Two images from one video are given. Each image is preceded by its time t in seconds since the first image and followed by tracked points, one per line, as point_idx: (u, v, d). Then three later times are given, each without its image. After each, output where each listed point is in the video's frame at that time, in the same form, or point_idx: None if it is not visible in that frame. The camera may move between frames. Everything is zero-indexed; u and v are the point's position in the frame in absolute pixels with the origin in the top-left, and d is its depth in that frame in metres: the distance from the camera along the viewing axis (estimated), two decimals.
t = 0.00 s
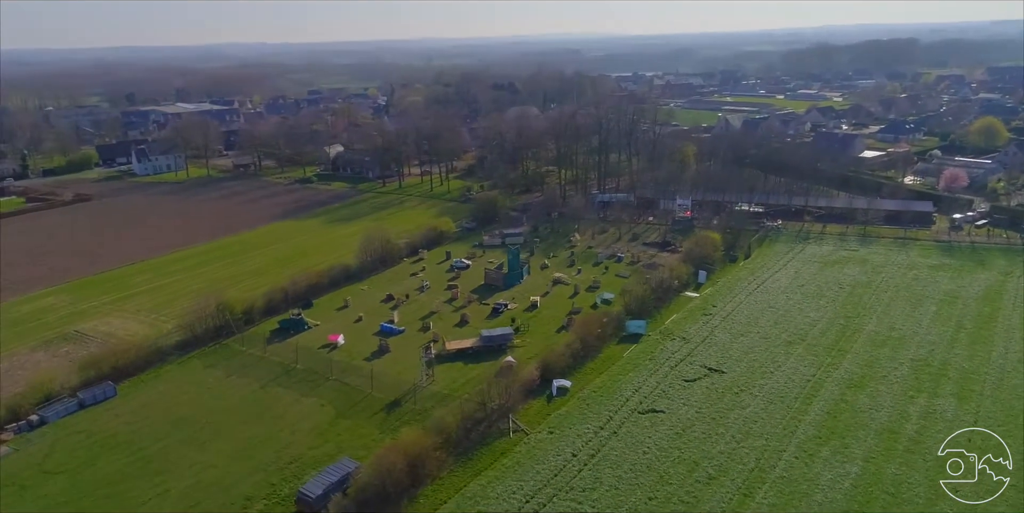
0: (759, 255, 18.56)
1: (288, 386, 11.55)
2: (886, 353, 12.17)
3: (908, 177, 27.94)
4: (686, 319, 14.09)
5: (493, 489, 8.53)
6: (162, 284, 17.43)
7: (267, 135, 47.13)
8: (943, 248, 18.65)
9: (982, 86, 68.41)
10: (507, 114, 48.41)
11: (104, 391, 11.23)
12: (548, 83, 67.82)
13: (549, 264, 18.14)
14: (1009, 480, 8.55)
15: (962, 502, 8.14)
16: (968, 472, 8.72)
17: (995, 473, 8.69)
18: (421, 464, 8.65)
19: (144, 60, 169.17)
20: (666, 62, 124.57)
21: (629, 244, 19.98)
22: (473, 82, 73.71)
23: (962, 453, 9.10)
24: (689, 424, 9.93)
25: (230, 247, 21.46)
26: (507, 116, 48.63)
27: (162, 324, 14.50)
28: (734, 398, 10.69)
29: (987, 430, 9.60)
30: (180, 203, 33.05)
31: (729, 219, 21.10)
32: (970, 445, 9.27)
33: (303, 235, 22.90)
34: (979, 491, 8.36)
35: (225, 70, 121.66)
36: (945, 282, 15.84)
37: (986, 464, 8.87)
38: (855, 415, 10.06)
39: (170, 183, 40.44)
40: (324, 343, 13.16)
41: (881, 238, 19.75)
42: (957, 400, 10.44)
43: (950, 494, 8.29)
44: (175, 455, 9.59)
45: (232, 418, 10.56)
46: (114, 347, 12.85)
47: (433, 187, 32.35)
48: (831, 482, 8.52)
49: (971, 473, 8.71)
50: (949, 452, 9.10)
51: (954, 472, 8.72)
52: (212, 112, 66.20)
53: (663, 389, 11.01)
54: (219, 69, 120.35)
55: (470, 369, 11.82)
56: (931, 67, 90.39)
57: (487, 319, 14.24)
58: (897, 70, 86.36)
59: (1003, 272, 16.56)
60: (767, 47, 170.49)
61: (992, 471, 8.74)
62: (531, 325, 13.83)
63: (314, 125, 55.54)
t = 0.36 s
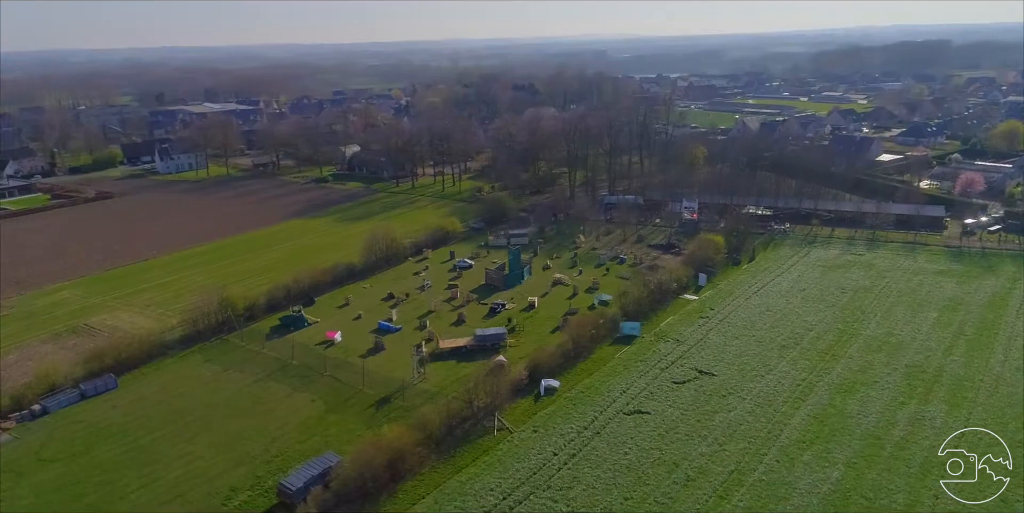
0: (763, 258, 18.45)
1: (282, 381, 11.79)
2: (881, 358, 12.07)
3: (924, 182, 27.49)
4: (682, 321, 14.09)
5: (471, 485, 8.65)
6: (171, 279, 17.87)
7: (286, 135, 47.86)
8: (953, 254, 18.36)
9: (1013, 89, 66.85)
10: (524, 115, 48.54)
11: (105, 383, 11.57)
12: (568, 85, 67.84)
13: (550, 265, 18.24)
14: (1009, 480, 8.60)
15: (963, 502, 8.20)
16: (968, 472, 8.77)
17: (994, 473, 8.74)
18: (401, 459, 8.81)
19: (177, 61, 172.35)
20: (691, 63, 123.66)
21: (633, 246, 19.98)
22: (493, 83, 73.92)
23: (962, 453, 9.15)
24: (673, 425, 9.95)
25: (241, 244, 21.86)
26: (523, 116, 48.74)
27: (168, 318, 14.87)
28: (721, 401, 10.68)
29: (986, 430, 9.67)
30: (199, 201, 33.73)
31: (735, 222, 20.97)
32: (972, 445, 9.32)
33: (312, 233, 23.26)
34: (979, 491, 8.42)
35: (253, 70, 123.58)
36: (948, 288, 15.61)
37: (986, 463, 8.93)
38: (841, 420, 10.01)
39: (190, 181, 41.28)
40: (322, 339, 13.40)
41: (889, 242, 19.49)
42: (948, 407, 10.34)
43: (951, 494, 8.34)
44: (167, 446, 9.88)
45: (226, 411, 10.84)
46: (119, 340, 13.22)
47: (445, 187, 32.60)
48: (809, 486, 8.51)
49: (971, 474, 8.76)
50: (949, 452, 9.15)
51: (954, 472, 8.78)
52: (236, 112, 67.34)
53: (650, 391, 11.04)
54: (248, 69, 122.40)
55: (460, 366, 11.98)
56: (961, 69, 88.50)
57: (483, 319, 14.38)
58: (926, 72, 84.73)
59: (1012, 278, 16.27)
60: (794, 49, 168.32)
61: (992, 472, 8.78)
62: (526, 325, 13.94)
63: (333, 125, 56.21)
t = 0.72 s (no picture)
0: (767, 262, 18.32)
1: (276, 376, 12.03)
2: (874, 364, 11.95)
3: (940, 186, 26.98)
4: (678, 324, 14.06)
5: (449, 482, 8.76)
6: (180, 275, 18.30)
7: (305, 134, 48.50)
8: (962, 259, 18.04)
9: None
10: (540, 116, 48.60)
11: (105, 375, 12.02)
12: (587, 88, 67.75)
13: (552, 265, 18.30)
14: (1010, 479, 8.63)
15: (963, 502, 8.23)
16: (967, 472, 8.81)
17: (995, 472, 8.78)
18: (381, 455, 8.95)
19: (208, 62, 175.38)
20: (717, 65, 122.66)
21: (636, 247, 19.94)
22: (513, 84, 74.04)
23: (963, 453, 9.18)
24: (656, 427, 9.97)
25: (251, 241, 22.23)
26: (540, 117, 48.76)
27: (172, 313, 15.24)
28: (707, 403, 10.67)
29: (987, 430, 9.71)
30: (216, 200, 34.36)
31: (741, 224, 20.82)
32: (972, 445, 9.34)
33: (321, 231, 23.57)
34: (979, 490, 8.45)
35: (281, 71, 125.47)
36: (953, 295, 15.35)
37: (986, 463, 8.97)
38: (827, 425, 9.95)
39: (210, 180, 42.08)
40: (319, 336, 13.62)
41: (897, 247, 19.20)
42: (937, 413, 10.23)
43: (953, 495, 8.38)
44: (159, 437, 10.14)
45: (220, 404, 11.08)
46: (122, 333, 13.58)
47: (457, 188, 32.82)
48: (786, 490, 8.48)
49: (970, 472, 8.81)
50: (949, 452, 9.19)
51: (953, 471, 8.82)
52: (258, 113, 68.40)
53: (637, 392, 11.07)
54: (275, 69, 124.21)
55: (451, 363, 12.11)
56: (994, 71, 86.39)
57: (479, 318, 14.50)
58: (955, 74, 82.91)
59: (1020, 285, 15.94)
60: (822, 50, 165.99)
61: (992, 471, 8.80)
62: (520, 325, 14.04)
63: (352, 126, 56.80)
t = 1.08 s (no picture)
0: (769, 265, 18.18)
1: (271, 371, 12.26)
2: (866, 370, 11.82)
3: (957, 191, 26.43)
4: (672, 326, 14.03)
5: (427, 478, 8.88)
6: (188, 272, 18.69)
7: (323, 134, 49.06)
8: (970, 265, 17.70)
9: None
10: (556, 117, 48.58)
11: (106, 368, 12.32)
12: (606, 90, 67.49)
13: (553, 266, 18.35)
14: (1009, 480, 8.75)
15: (963, 503, 8.33)
16: (967, 472, 8.92)
17: (995, 473, 8.89)
18: (361, 451, 9.10)
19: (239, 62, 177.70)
20: (742, 67, 121.26)
21: (639, 250, 19.90)
22: (532, 86, 73.99)
23: (963, 453, 9.29)
24: (638, 428, 9.99)
25: (260, 239, 22.57)
26: (556, 118, 48.71)
27: (176, 308, 15.57)
28: (692, 406, 10.65)
29: (986, 430, 9.83)
30: (233, 198, 34.94)
31: (746, 228, 20.67)
32: (973, 446, 9.45)
33: (330, 229, 23.83)
34: (978, 491, 8.55)
35: (307, 71, 126.86)
36: (955, 301, 15.08)
37: (986, 464, 9.08)
38: (810, 430, 9.89)
39: (229, 179, 42.80)
40: (315, 333, 13.85)
41: (904, 252, 18.91)
42: (925, 420, 10.12)
43: (953, 495, 8.46)
44: (153, 430, 10.41)
45: (213, 398, 11.34)
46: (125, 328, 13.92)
47: (468, 189, 32.99)
48: (761, 494, 8.47)
49: (970, 473, 8.91)
50: (949, 452, 9.29)
51: (954, 472, 8.91)
52: (280, 113, 69.32)
53: (623, 393, 11.09)
54: (301, 70, 125.80)
55: (441, 362, 12.24)
56: None
57: (474, 318, 14.61)
58: (987, 76, 80.88)
59: None
60: (851, 52, 163.14)
61: (992, 472, 8.94)
62: (514, 325, 14.12)
63: (370, 127, 57.29)
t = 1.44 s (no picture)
0: (772, 269, 18.03)
1: (266, 368, 12.48)
2: (858, 376, 11.68)
3: (973, 196, 25.90)
4: (667, 328, 14.00)
5: (406, 476, 8.99)
6: (196, 269, 19.06)
7: (340, 134, 49.61)
8: (978, 272, 17.37)
9: None
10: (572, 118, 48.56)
11: (106, 362, 12.71)
12: (625, 92, 67.19)
13: (553, 268, 18.40)
14: (1009, 480, 8.80)
15: (963, 502, 8.38)
16: (967, 472, 8.99)
17: (994, 473, 8.95)
18: (343, 448, 9.24)
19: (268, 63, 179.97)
20: (767, 68, 119.89)
21: (642, 252, 19.87)
22: (552, 87, 73.96)
23: (962, 453, 9.36)
24: (621, 431, 10.01)
25: (269, 238, 22.94)
26: (571, 118, 48.68)
27: (180, 305, 15.90)
28: (678, 409, 10.63)
29: (986, 430, 9.91)
30: (249, 198, 35.49)
31: (751, 231, 20.51)
32: (974, 445, 9.53)
33: (337, 229, 24.12)
34: (978, 491, 8.61)
35: (331, 72, 128.23)
36: (958, 308, 14.82)
37: (985, 463, 9.15)
38: (794, 436, 9.83)
39: (247, 178, 43.52)
40: (313, 331, 14.06)
41: (911, 257, 18.63)
42: (913, 428, 10.00)
43: (953, 494, 8.52)
44: (148, 424, 10.67)
45: (208, 393, 11.58)
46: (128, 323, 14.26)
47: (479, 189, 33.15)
48: (737, 500, 8.44)
49: (970, 473, 8.97)
50: (949, 452, 9.36)
51: (954, 472, 8.98)
52: (301, 113, 70.21)
53: (610, 396, 11.11)
54: (326, 71, 127.16)
55: (432, 361, 12.36)
56: None
57: (470, 318, 14.71)
58: (1019, 78, 78.91)
59: None
60: (879, 54, 160.41)
61: (992, 472, 9.00)
62: (509, 325, 14.20)
63: (388, 127, 57.77)
